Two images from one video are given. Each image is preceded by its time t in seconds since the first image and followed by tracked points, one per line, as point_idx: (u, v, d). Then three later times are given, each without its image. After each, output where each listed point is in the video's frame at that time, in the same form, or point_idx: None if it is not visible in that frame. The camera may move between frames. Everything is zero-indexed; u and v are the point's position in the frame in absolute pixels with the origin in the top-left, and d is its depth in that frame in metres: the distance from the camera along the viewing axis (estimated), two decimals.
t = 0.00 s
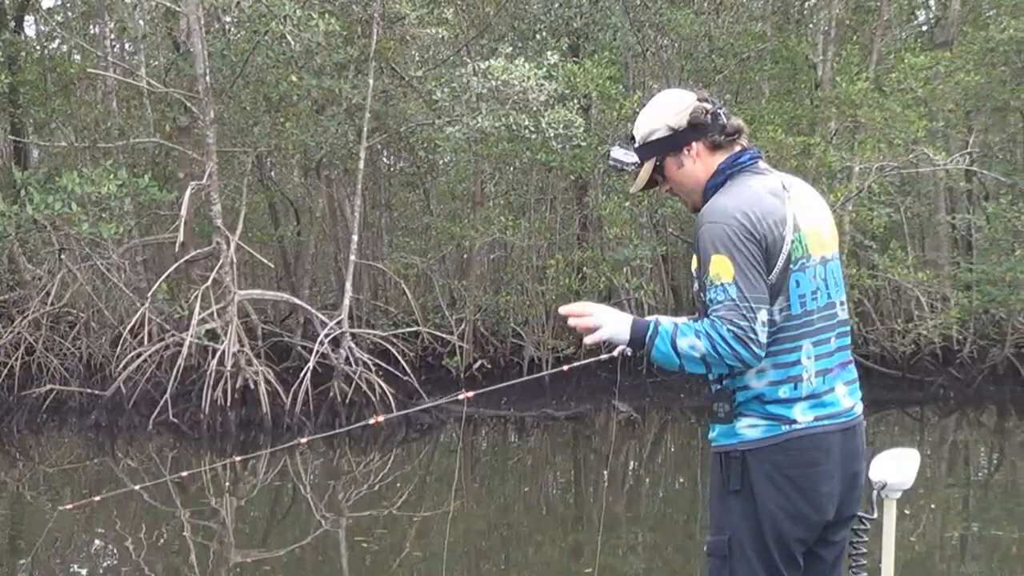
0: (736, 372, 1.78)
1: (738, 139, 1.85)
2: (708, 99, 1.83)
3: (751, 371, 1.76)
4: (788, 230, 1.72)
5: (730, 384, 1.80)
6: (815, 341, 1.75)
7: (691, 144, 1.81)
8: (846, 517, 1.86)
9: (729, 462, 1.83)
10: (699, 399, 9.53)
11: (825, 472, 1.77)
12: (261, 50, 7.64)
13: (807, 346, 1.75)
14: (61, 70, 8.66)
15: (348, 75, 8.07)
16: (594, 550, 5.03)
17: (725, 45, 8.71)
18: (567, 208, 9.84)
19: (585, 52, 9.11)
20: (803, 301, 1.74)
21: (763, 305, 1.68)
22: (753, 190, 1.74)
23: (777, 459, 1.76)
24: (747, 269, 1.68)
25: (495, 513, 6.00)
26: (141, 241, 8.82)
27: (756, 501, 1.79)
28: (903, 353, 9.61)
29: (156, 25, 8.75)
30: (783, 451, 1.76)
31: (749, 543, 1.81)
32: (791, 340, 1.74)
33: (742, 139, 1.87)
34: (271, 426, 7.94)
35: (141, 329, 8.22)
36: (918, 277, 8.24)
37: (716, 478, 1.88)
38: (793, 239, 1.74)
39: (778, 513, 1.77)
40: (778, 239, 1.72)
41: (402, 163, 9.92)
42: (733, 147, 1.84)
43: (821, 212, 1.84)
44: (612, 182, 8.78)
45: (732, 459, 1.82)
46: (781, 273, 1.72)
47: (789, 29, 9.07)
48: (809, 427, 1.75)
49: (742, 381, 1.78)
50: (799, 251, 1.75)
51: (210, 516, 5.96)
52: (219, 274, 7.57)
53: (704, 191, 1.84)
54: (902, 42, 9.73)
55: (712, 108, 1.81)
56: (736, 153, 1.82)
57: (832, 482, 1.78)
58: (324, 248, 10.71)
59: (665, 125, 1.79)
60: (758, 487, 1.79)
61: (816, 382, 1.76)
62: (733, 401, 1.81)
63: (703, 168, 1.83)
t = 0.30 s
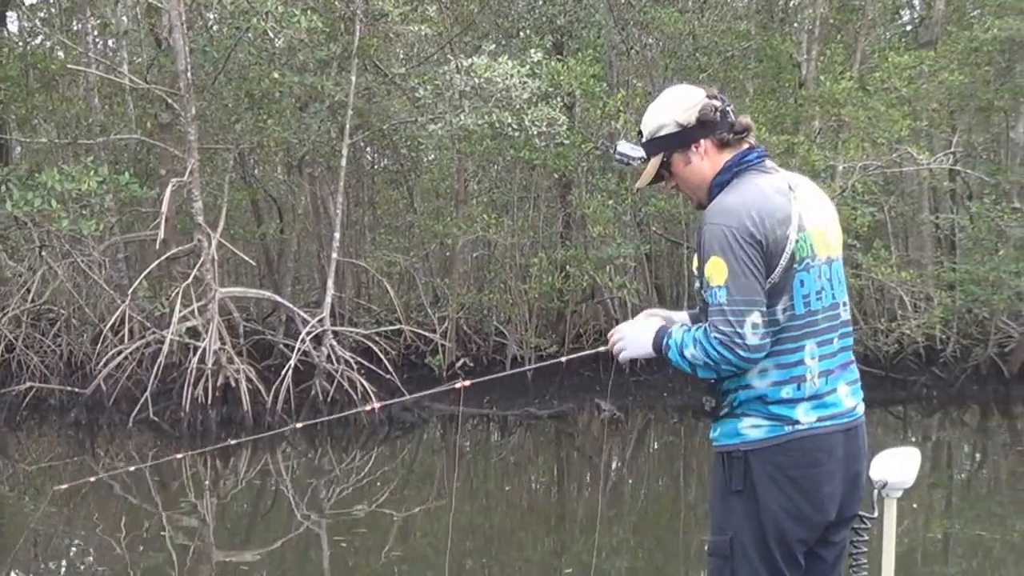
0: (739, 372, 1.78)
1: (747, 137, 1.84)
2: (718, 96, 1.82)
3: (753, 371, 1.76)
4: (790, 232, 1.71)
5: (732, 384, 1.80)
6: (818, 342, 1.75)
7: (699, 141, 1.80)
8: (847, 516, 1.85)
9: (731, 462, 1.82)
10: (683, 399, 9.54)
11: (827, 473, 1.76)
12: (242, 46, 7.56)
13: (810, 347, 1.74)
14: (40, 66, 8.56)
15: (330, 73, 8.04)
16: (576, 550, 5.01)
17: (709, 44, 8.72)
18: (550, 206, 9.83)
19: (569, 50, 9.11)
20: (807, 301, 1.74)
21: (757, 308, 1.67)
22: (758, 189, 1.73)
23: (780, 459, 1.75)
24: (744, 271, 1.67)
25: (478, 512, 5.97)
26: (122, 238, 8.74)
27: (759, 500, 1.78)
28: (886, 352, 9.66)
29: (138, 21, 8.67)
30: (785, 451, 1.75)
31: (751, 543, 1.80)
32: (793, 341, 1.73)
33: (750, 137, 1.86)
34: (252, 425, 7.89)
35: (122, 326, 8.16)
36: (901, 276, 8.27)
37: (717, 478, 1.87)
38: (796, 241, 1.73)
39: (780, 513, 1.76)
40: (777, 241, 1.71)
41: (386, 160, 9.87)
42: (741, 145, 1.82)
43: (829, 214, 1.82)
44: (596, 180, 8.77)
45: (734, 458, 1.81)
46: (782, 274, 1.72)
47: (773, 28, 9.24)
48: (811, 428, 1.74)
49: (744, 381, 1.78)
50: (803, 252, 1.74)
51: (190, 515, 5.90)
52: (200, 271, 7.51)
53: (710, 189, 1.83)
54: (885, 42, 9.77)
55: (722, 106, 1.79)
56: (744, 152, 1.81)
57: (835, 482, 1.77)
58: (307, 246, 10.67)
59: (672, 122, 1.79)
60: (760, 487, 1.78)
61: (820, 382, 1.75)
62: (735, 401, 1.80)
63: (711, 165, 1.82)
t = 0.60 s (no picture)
0: (739, 370, 1.76)
1: (746, 136, 1.83)
2: (717, 95, 1.80)
3: (751, 368, 1.75)
4: (787, 229, 1.70)
5: (731, 381, 1.79)
6: (818, 340, 1.73)
7: (698, 140, 1.79)
8: (847, 515, 1.84)
9: (731, 461, 1.81)
10: (666, 398, 9.54)
11: (828, 472, 1.74)
12: (222, 44, 7.48)
13: (810, 345, 1.72)
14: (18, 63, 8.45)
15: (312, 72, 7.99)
16: (559, 550, 4.99)
17: (691, 43, 8.74)
18: (533, 206, 9.81)
19: (552, 48, 9.10)
20: (806, 299, 1.72)
21: (752, 305, 1.66)
22: (756, 187, 1.72)
23: (780, 458, 1.74)
24: (739, 267, 1.66)
25: (461, 513, 5.94)
26: (101, 238, 8.64)
27: (758, 500, 1.76)
28: (868, 351, 9.69)
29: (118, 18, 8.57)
30: (786, 450, 1.73)
31: (751, 543, 1.78)
32: (793, 339, 1.72)
33: (750, 136, 1.84)
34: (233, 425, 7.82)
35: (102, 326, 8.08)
36: (883, 275, 8.31)
37: (718, 477, 1.86)
38: (794, 238, 1.72)
39: (781, 513, 1.75)
40: (773, 238, 1.70)
41: (368, 160, 9.81)
42: (740, 144, 1.81)
43: (827, 212, 1.81)
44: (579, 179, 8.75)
45: (734, 458, 1.79)
46: (779, 271, 1.71)
47: (755, 27, 9.27)
48: (811, 427, 1.72)
49: (743, 378, 1.77)
50: (801, 250, 1.73)
51: (170, 516, 5.83)
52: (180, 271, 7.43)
53: (708, 188, 1.82)
54: (867, 42, 9.81)
55: (721, 105, 1.78)
56: (743, 150, 1.80)
57: (835, 482, 1.75)
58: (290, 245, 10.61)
59: (671, 121, 1.77)
60: (760, 486, 1.76)
61: (819, 380, 1.73)
62: (735, 400, 1.79)
63: (709, 164, 1.80)
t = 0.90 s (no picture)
0: (736, 367, 1.75)
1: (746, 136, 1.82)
2: (718, 95, 1.79)
3: (749, 366, 1.74)
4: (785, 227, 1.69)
5: (728, 379, 1.78)
6: (817, 339, 1.72)
7: (698, 139, 1.77)
8: (846, 516, 1.83)
9: (731, 462, 1.79)
10: (649, 399, 9.54)
11: (828, 472, 1.73)
12: (201, 44, 7.40)
13: (809, 344, 1.72)
14: None
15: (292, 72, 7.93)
16: (542, 552, 4.97)
17: (673, 43, 8.74)
18: (514, 206, 9.78)
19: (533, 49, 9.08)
20: (804, 298, 1.72)
21: (748, 301, 1.64)
22: (755, 185, 1.71)
23: (780, 459, 1.72)
24: (734, 263, 1.65)
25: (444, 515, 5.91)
26: (79, 239, 8.54)
27: (759, 501, 1.75)
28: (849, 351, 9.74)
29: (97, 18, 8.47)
30: (786, 451, 1.72)
31: (752, 544, 1.77)
32: (791, 337, 1.71)
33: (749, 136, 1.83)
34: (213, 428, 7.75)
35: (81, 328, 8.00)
36: (865, 276, 8.35)
37: (718, 478, 1.84)
38: (792, 236, 1.71)
39: (781, 514, 1.74)
40: (770, 235, 1.69)
41: (349, 160, 9.76)
42: (740, 143, 1.80)
43: (825, 212, 1.81)
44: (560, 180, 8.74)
45: (734, 459, 1.78)
46: (776, 268, 1.70)
47: (736, 28, 9.30)
48: (812, 427, 1.71)
49: (741, 376, 1.75)
50: (799, 248, 1.72)
51: (149, 519, 5.76)
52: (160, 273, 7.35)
53: (706, 186, 1.80)
54: (848, 43, 9.85)
55: (722, 105, 1.77)
56: (743, 149, 1.79)
57: (836, 482, 1.74)
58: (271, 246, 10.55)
59: (671, 120, 1.75)
60: (761, 487, 1.75)
61: (818, 379, 1.72)
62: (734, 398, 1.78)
63: (709, 163, 1.79)
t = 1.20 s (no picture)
0: (731, 367, 1.74)
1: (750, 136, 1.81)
2: (727, 94, 1.78)
3: (743, 366, 1.72)
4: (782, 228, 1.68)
5: (723, 379, 1.77)
6: (814, 339, 1.71)
7: (702, 135, 1.76)
8: (844, 516, 1.82)
9: (728, 462, 1.78)
10: (632, 398, 9.54)
11: (825, 472, 1.72)
12: (181, 41, 7.33)
13: (806, 344, 1.70)
14: None
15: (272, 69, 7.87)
16: (524, 551, 4.95)
17: (655, 42, 8.78)
18: (496, 205, 9.75)
19: (516, 47, 9.06)
20: (801, 298, 1.70)
21: (739, 301, 1.63)
22: (754, 185, 1.70)
23: (777, 459, 1.71)
24: (728, 263, 1.64)
25: (427, 514, 5.87)
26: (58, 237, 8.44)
27: (756, 501, 1.74)
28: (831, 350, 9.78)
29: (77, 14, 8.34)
30: (783, 451, 1.71)
31: (749, 544, 1.76)
32: (787, 338, 1.70)
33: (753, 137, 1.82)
34: (192, 427, 7.68)
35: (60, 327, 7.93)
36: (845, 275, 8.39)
37: (714, 478, 1.82)
38: (789, 237, 1.70)
39: (779, 513, 1.72)
40: (767, 236, 1.67)
41: (331, 159, 9.70)
42: (743, 143, 1.78)
43: (825, 216, 1.79)
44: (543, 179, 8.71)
45: (730, 459, 1.76)
46: (772, 268, 1.68)
47: (717, 27, 9.31)
48: (808, 427, 1.70)
49: (735, 376, 1.74)
50: (797, 249, 1.71)
51: (128, 518, 5.70)
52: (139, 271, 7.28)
53: (704, 183, 1.79)
54: (830, 43, 9.89)
55: (730, 105, 1.76)
56: (744, 149, 1.77)
57: (833, 482, 1.73)
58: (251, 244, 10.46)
59: (677, 112, 1.74)
60: (757, 487, 1.73)
61: (814, 380, 1.71)
62: (729, 399, 1.76)
63: (710, 160, 1.77)
